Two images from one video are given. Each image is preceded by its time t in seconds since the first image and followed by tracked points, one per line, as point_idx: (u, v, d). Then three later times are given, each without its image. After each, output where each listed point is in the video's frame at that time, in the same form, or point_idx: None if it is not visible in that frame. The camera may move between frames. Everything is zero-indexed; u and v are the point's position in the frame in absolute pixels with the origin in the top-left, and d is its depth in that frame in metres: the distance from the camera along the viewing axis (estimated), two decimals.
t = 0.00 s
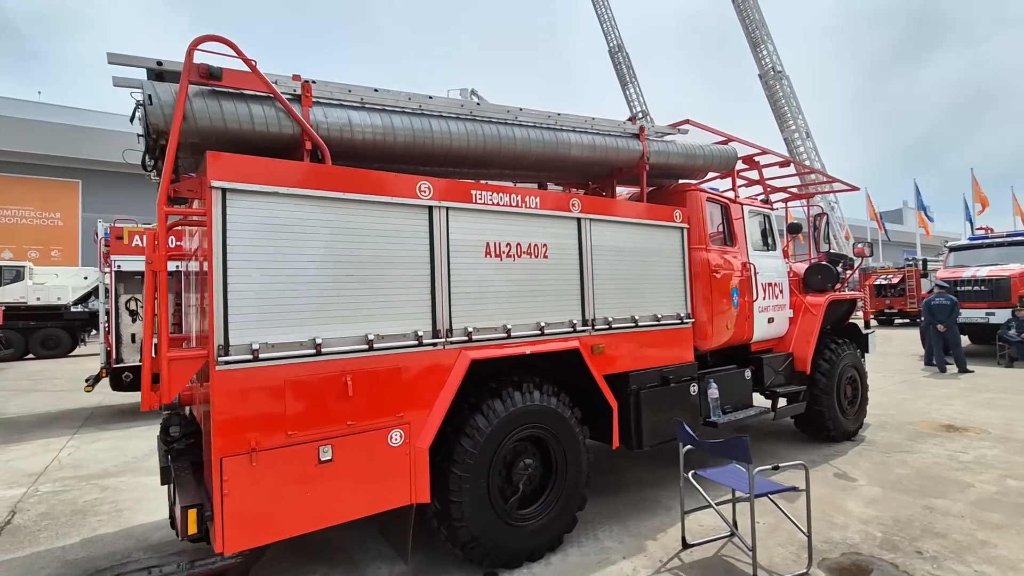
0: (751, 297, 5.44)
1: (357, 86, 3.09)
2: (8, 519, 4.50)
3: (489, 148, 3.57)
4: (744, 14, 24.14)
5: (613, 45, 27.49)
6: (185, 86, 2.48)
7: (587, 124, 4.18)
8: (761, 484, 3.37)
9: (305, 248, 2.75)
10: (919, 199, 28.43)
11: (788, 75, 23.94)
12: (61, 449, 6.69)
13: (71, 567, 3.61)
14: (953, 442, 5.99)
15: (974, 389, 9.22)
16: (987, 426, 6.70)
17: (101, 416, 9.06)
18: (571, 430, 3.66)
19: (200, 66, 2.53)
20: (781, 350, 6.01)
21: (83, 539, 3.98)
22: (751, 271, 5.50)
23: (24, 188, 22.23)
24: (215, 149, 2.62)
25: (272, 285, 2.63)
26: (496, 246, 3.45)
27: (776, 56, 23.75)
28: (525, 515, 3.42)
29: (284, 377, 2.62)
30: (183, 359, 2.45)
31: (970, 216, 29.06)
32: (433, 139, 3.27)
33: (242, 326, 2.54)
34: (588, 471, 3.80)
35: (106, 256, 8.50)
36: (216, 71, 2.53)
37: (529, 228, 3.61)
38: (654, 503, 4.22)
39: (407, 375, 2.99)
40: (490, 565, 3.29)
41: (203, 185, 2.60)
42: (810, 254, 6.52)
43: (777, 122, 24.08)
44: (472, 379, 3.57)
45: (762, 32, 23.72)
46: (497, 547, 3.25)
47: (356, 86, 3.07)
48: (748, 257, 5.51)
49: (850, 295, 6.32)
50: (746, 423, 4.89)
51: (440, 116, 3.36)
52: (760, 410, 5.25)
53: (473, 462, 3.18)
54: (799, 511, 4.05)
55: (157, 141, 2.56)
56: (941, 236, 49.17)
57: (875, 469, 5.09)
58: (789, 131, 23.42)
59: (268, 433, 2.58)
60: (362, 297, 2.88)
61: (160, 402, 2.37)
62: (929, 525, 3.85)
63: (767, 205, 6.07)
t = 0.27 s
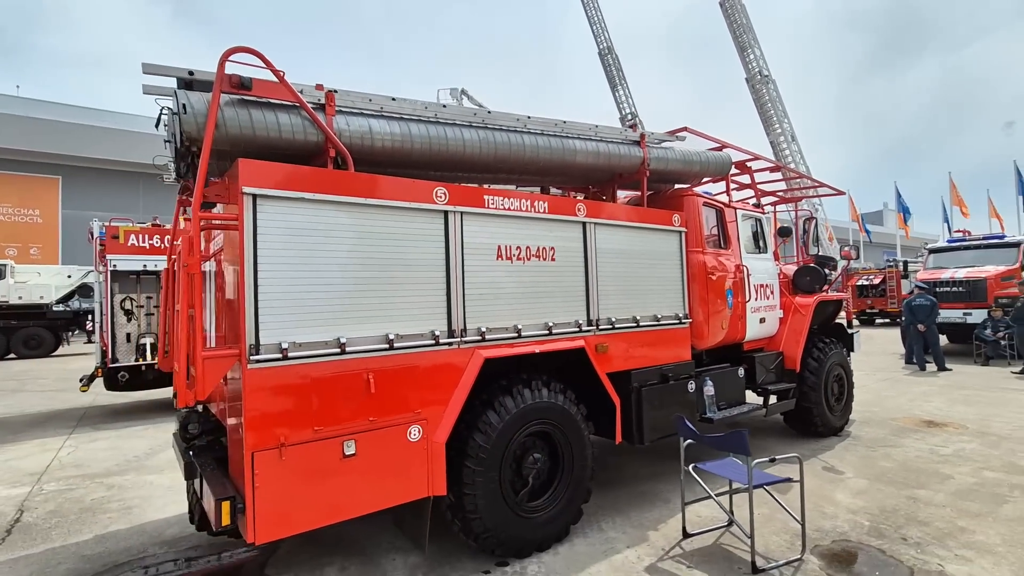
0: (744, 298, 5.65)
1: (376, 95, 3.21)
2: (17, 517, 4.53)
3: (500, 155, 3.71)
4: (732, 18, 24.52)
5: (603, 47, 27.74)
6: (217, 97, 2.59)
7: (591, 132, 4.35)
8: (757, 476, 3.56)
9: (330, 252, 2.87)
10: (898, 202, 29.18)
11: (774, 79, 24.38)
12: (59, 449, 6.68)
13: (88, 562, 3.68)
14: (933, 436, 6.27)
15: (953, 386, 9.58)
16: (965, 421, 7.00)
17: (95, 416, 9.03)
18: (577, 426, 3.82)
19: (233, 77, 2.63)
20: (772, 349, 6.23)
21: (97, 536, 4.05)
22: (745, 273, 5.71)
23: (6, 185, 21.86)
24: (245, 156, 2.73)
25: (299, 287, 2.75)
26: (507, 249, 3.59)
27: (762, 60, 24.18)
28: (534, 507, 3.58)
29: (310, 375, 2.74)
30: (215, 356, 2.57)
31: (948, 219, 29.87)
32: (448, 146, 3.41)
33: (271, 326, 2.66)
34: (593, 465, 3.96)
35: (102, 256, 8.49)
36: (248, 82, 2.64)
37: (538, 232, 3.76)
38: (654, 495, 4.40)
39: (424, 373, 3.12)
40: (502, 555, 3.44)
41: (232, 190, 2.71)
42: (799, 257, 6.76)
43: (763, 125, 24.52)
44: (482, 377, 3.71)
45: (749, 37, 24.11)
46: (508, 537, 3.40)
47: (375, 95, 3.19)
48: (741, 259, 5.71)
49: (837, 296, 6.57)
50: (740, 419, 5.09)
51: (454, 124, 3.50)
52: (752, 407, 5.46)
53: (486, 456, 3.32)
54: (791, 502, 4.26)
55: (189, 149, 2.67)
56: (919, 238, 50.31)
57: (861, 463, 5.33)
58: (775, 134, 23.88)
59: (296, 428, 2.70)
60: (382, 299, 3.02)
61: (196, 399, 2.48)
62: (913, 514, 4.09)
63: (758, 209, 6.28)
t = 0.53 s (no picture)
0: (740, 296, 5.81)
1: (393, 96, 3.30)
2: (23, 513, 4.54)
3: (511, 156, 3.82)
4: (721, 22, 24.86)
5: (594, 49, 27.95)
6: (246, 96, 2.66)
7: (597, 134, 4.47)
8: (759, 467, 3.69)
9: (351, 248, 2.95)
10: (881, 205, 29.82)
11: (762, 83, 24.77)
12: (56, 447, 6.64)
13: (102, 555, 3.71)
14: (919, 431, 6.49)
15: (936, 383, 9.87)
16: (948, 416, 7.26)
17: (89, 414, 8.96)
18: (584, 419, 3.94)
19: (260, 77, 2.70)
20: (765, 346, 6.40)
21: (108, 530, 4.08)
22: (740, 272, 5.87)
23: None
24: (271, 154, 2.80)
25: (322, 282, 2.83)
26: (518, 247, 3.70)
27: (751, 64, 24.56)
28: (544, 497, 3.69)
29: (333, 368, 2.83)
30: (243, 350, 2.64)
31: (928, 222, 30.59)
32: (463, 146, 3.51)
33: (297, 320, 2.74)
34: (598, 458, 4.08)
35: (98, 253, 8.45)
36: (275, 82, 2.71)
37: (547, 230, 3.87)
38: (655, 487, 4.54)
39: (440, 366, 3.22)
40: (514, 544, 3.54)
41: (258, 188, 2.78)
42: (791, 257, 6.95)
43: (751, 128, 24.89)
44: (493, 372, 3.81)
45: (738, 41, 24.47)
46: (520, 527, 3.51)
47: (393, 96, 3.28)
48: (737, 258, 5.87)
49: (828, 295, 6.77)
50: (737, 414, 5.25)
51: (468, 125, 3.59)
52: (748, 402, 5.62)
53: (499, 448, 3.42)
54: (788, 493, 4.41)
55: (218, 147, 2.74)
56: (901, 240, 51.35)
57: (852, 456, 5.52)
58: (762, 137, 24.28)
59: (320, 419, 2.78)
60: (401, 294, 3.11)
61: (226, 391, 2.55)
62: (904, 503, 4.27)
63: (753, 210, 6.46)
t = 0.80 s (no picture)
0: (737, 295, 5.96)
1: (412, 98, 3.37)
2: (29, 511, 4.52)
3: (523, 157, 3.90)
4: (710, 26, 25.18)
5: (585, 50, 28.14)
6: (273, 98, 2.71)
7: (604, 136, 4.57)
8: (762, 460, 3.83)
9: (373, 246, 3.01)
10: (864, 207, 30.43)
11: (749, 86, 25.14)
12: (53, 447, 6.59)
13: (115, 551, 3.72)
14: (907, 426, 6.70)
15: (920, 381, 10.15)
16: (934, 413, 7.49)
17: (82, 413, 8.88)
18: (592, 415, 4.04)
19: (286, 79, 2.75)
20: (760, 344, 6.56)
21: (119, 527, 4.10)
22: (738, 272, 6.02)
23: None
24: (296, 155, 2.85)
25: (345, 280, 2.89)
26: (530, 246, 3.79)
27: (739, 67, 24.92)
28: (555, 491, 3.78)
29: (357, 364, 2.89)
30: (271, 346, 2.69)
31: (909, 224, 31.29)
32: (478, 147, 3.59)
33: (322, 317, 2.80)
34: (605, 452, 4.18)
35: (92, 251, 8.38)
36: (301, 84, 2.77)
37: (557, 230, 3.96)
38: (659, 481, 4.65)
39: (457, 363, 3.29)
40: (526, 536, 3.62)
41: (284, 188, 2.84)
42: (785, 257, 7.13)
43: (738, 131, 25.26)
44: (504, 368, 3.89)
45: (727, 45, 24.80)
46: (532, 519, 3.59)
47: (412, 98, 3.35)
48: (735, 259, 6.02)
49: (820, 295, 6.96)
50: (735, 410, 5.39)
51: (482, 127, 3.68)
52: (745, 398, 5.77)
53: (512, 442, 3.50)
54: (787, 485, 4.57)
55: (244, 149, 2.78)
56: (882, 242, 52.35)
57: (845, 450, 5.69)
58: (749, 139, 24.65)
59: (344, 414, 2.83)
60: (419, 292, 3.18)
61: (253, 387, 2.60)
62: (897, 495, 4.43)
63: (749, 211, 6.61)
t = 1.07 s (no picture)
0: (735, 294, 6.14)
1: (431, 101, 3.47)
2: (41, 507, 4.55)
3: (536, 159, 4.02)
4: (700, 28, 25.50)
5: (577, 51, 28.32)
6: (304, 101, 2.79)
7: (611, 139, 4.71)
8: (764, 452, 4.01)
9: (397, 244, 3.11)
10: (850, 209, 31.03)
11: (739, 89, 25.50)
12: (54, 444, 6.58)
13: (134, 544, 3.78)
14: (896, 421, 6.94)
15: (905, 378, 10.46)
16: (920, 408, 7.75)
17: (78, 411, 8.84)
18: (601, 409, 4.17)
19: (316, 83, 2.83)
20: (756, 342, 6.75)
21: (134, 521, 4.15)
22: (735, 272, 6.19)
23: None
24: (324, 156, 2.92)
25: (371, 277, 2.99)
26: (543, 246, 3.91)
27: (728, 70, 25.26)
28: (565, 483, 3.91)
29: (383, 358, 2.99)
30: (301, 341, 2.77)
31: (892, 225, 31.97)
32: (494, 150, 3.70)
33: (350, 313, 2.89)
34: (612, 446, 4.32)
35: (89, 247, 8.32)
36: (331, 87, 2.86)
37: (568, 230, 4.08)
38: (662, 474, 4.80)
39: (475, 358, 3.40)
40: (539, 526, 3.75)
41: (313, 189, 2.93)
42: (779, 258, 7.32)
43: (728, 133, 25.62)
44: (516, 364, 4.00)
45: (717, 47, 25.12)
46: (545, 509, 3.72)
47: (432, 101, 3.46)
48: (732, 258, 6.20)
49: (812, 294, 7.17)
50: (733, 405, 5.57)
51: (498, 130, 3.79)
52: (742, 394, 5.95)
53: (527, 435, 3.62)
54: (785, 477, 4.75)
55: (274, 150, 2.86)
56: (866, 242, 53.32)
57: (838, 444, 5.90)
58: (739, 141, 25.02)
59: (371, 406, 2.93)
60: (440, 289, 3.28)
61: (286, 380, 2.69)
62: (889, 485, 4.63)
63: (745, 212, 6.79)
